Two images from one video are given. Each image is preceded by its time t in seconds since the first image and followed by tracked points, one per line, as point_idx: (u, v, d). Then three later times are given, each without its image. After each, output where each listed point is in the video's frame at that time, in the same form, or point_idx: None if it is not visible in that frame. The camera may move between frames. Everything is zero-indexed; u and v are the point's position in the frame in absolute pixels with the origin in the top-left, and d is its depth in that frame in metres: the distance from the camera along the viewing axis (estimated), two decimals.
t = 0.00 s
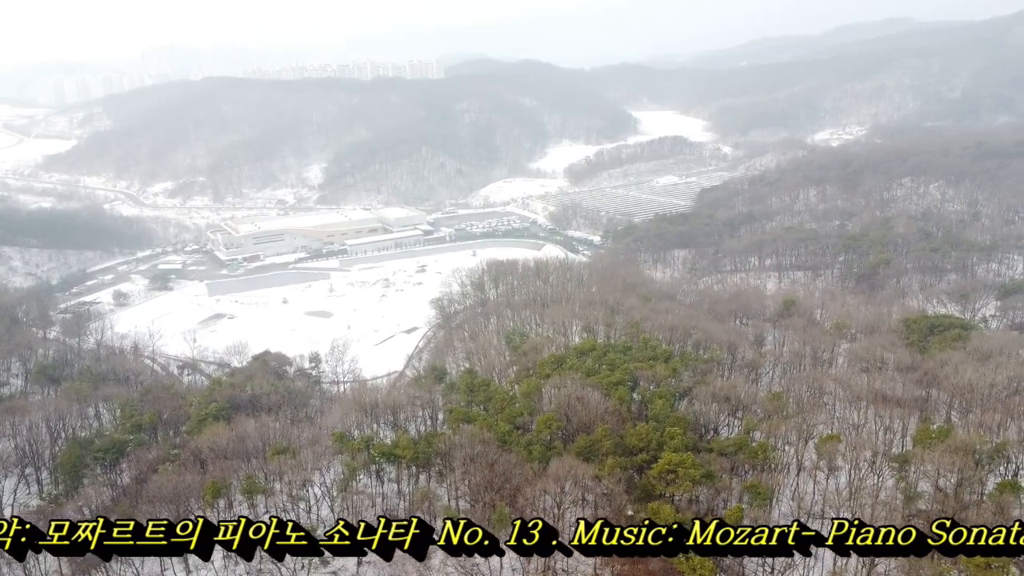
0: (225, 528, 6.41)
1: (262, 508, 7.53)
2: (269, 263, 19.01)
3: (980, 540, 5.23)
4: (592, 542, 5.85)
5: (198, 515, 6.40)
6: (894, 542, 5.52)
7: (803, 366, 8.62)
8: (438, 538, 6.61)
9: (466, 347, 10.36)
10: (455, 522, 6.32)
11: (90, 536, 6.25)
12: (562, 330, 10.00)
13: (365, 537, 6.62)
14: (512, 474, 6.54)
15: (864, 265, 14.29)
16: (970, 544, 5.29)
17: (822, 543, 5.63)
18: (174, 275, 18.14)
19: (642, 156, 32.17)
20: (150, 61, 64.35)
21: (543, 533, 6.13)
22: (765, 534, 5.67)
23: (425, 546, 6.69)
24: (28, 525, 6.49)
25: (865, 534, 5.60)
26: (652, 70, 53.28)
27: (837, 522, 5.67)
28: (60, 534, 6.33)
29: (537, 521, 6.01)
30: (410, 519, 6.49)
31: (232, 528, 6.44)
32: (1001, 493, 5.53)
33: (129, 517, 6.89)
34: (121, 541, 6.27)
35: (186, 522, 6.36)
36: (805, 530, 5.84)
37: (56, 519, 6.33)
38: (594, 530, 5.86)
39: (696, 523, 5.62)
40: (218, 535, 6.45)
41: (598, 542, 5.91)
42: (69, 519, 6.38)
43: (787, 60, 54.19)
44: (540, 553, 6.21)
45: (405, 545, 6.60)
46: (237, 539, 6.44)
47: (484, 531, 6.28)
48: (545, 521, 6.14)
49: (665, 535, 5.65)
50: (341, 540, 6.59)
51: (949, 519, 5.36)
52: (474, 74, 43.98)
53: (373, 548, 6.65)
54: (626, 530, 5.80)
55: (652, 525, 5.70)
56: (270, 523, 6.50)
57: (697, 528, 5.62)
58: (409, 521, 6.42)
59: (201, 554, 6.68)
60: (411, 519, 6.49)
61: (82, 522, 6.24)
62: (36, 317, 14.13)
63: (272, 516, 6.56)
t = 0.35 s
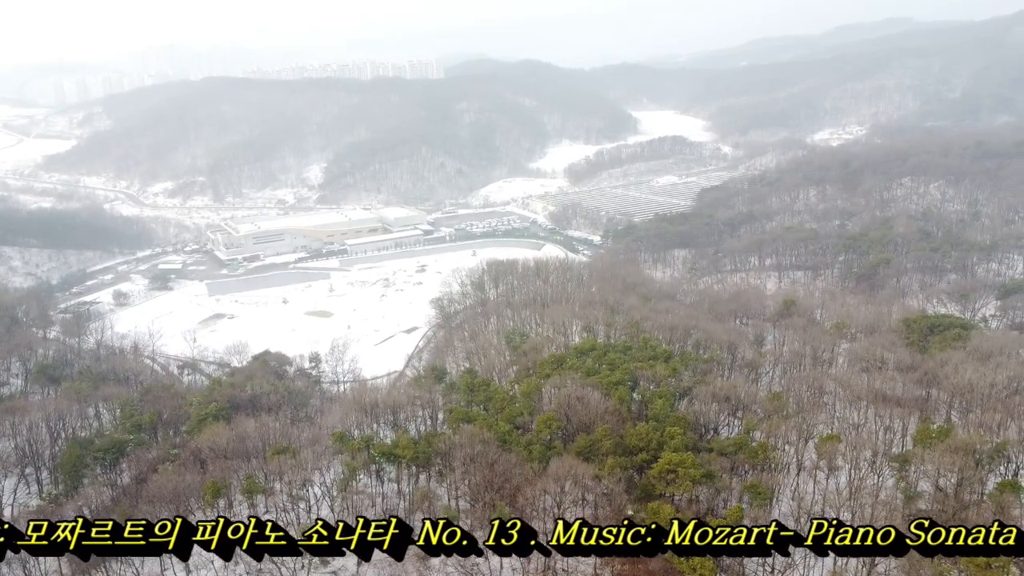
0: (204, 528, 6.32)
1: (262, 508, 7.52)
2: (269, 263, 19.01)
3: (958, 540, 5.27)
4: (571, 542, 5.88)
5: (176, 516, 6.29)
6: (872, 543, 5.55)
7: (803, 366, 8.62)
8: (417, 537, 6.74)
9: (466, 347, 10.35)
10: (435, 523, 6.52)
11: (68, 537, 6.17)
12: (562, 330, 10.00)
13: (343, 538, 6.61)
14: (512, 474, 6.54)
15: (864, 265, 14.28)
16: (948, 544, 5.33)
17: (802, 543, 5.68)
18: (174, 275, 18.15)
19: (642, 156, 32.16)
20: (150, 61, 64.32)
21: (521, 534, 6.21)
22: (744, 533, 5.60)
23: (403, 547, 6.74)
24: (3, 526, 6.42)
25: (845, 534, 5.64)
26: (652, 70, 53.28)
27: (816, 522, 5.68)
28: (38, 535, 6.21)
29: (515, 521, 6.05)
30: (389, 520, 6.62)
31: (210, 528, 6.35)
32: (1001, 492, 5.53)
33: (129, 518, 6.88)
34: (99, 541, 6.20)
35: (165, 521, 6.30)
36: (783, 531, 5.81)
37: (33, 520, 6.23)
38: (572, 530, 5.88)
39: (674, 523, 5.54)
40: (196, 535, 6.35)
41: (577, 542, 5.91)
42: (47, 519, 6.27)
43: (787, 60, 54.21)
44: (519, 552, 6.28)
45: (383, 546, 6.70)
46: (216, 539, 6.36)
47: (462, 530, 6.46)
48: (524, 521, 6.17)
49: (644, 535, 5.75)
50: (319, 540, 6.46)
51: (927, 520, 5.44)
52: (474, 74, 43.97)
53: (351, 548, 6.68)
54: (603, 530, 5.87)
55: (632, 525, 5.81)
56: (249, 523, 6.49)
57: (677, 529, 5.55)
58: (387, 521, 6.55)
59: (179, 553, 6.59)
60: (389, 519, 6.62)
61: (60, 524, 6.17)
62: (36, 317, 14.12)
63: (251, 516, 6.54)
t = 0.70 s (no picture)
0: (182, 528, 6.29)
1: (260, 508, 7.50)
2: (266, 263, 18.99)
3: (935, 540, 5.37)
4: (549, 542, 5.88)
5: (156, 515, 6.35)
6: (851, 542, 5.63)
7: (800, 365, 8.64)
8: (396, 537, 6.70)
9: (463, 347, 10.34)
10: (414, 523, 6.55)
11: (48, 536, 6.21)
12: (560, 329, 9.99)
13: (322, 538, 6.60)
14: (510, 474, 6.54)
15: (860, 265, 14.30)
16: (927, 544, 5.42)
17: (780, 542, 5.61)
18: (170, 275, 18.13)
19: (639, 156, 32.18)
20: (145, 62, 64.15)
21: (499, 534, 6.19)
22: (723, 532, 5.55)
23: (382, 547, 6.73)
24: None
25: (822, 534, 5.68)
26: (649, 70, 53.30)
27: (795, 521, 5.70)
28: (17, 535, 6.23)
29: (493, 521, 6.06)
30: (368, 520, 6.52)
31: (189, 528, 6.33)
32: (998, 492, 5.59)
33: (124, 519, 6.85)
34: (79, 541, 6.28)
35: (143, 521, 6.33)
36: (760, 531, 5.77)
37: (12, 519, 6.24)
38: (550, 530, 5.89)
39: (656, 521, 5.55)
40: (175, 535, 6.33)
41: (556, 542, 5.93)
42: (27, 519, 6.31)
43: (784, 60, 54.28)
44: (497, 552, 6.20)
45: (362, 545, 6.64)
46: (194, 539, 6.32)
47: (441, 531, 6.52)
48: (502, 521, 6.17)
49: (622, 535, 5.87)
50: (298, 540, 6.49)
51: (905, 520, 5.51)
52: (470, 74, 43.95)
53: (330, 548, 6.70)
54: (582, 530, 5.91)
55: (611, 525, 5.91)
56: (227, 523, 6.42)
57: (655, 529, 5.57)
58: (366, 521, 6.42)
59: (159, 553, 6.60)
60: (368, 520, 6.51)
61: (40, 522, 6.21)
62: (33, 317, 14.07)
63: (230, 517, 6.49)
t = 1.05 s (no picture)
0: (160, 528, 6.25)
1: (254, 509, 7.46)
2: (260, 264, 18.93)
3: (916, 540, 5.42)
4: (529, 542, 5.86)
5: (133, 515, 6.27)
6: (830, 542, 5.67)
7: (794, 365, 8.65)
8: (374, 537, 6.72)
9: (458, 347, 10.32)
10: (392, 522, 6.43)
11: (25, 537, 6.14)
12: (554, 329, 9.98)
13: (300, 537, 6.43)
14: (505, 474, 6.53)
15: (855, 264, 14.32)
16: (905, 544, 5.44)
17: (759, 543, 5.56)
18: (164, 275, 18.08)
19: (633, 156, 32.18)
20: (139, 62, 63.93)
21: (478, 534, 6.21)
22: (702, 533, 5.56)
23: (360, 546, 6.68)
24: None
25: (801, 534, 5.65)
26: (644, 70, 53.32)
27: (775, 522, 5.63)
28: None
29: (472, 521, 6.11)
30: (346, 519, 6.42)
31: (167, 528, 6.28)
32: (992, 490, 5.61)
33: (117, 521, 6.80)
34: (57, 541, 6.21)
35: (122, 521, 6.27)
36: (739, 530, 5.67)
37: None
38: (529, 530, 5.87)
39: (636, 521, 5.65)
40: (153, 535, 6.29)
41: (534, 542, 5.89)
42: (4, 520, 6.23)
43: (779, 60, 54.35)
44: (476, 552, 6.24)
45: (341, 544, 6.55)
46: (173, 539, 6.26)
47: (419, 531, 6.46)
48: (481, 521, 6.21)
49: (600, 535, 5.86)
50: (277, 540, 6.33)
51: (884, 520, 5.48)
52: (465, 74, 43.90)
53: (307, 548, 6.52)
54: (563, 531, 5.91)
55: (589, 525, 5.88)
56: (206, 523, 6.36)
57: (633, 528, 5.64)
58: (345, 521, 6.35)
59: (137, 553, 6.54)
60: (346, 519, 6.43)
61: (17, 523, 6.14)
62: (26, 318, 14.00)
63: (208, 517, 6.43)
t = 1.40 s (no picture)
0: (139, 527, 6.22)
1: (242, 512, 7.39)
2: (248, 265, 18.82)
3: (895, 540, 5.44)
4: (508, 542, 5.91)
5: (111, 514, 6.21)
6: (810, 542, 5.75)
7: (782, 363, 8.69)
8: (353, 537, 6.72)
9: (447, 348, 10.30)
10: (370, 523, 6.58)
11: (4, 536, 6.11)
12: (543, 329, 9.97)
13: (280, 537, 6.35)
14: (495, 475, 6.50)
15: (842, 263, 14.40)
16: (883, 544, 5.46)
17: (738, 543, 5.58)
18: (151, 276, 17.93)
19: (622, 156, 32.23)
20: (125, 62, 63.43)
21: (457, 535, 6.28)
22: (681, 533, 5.58)
23: (339, 545, 6.66)
24: None
25: (779, 534, 5.71)
26: (633, 70, 53.41)
27: (753, 522, 5.70)
28: None
29: (450, 521, 6.20)
30: (325, 519, 6.49)
31: (146, 527, 6.25)
32: (978, 487, 5.70)
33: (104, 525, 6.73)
34: (35, 541, 6.15)
35: (100, 521, 6.22)
36: (719, 530, 5.64)
37: None
38: (508, 530, 5.92)
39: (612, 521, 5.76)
40: (132, 535, 6.26)
41: (513, 542, 5.93)
42: None
43: (767, 60, 54.57)
44: (455, 552, 6.32)
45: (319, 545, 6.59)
46: (152, 538, 6.25)
47: (397, 531, 6.58)
48: (460, 521, 6.30)
49: (579, 535, 5.87)
50: (255, 540, 6.26)
51: (862, 519, 5.50)
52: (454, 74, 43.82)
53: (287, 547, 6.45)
54: (541, 530, 5.91)
55: (567, 525, 5.92)
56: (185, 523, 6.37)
57: (612, 529, 5.72)
58: (323, 521, 6.41)
59: (116, 553, 6.51)
60: (324, 519, 6.49)
61: None
62: (11, 321, 13.85)
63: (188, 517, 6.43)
